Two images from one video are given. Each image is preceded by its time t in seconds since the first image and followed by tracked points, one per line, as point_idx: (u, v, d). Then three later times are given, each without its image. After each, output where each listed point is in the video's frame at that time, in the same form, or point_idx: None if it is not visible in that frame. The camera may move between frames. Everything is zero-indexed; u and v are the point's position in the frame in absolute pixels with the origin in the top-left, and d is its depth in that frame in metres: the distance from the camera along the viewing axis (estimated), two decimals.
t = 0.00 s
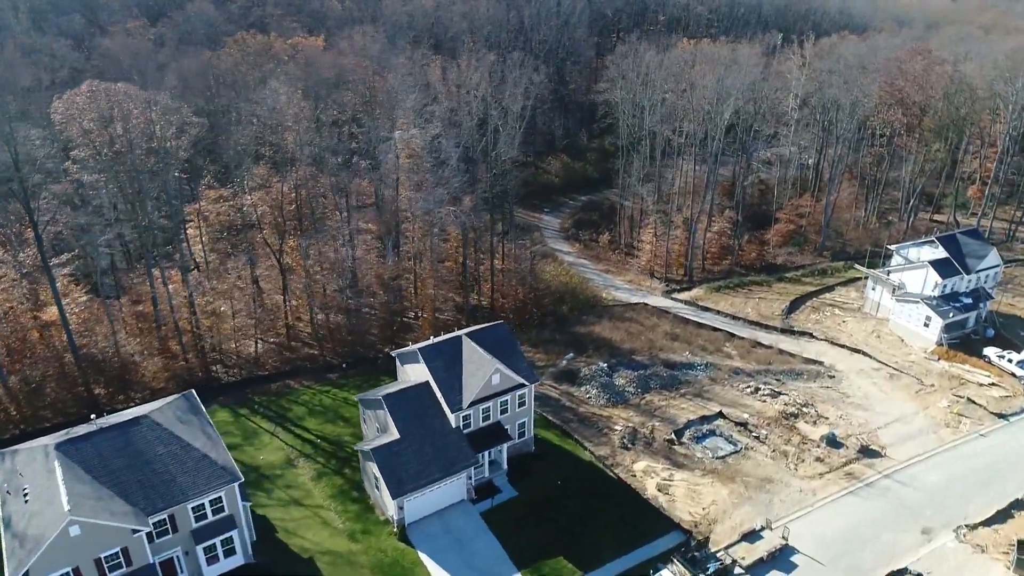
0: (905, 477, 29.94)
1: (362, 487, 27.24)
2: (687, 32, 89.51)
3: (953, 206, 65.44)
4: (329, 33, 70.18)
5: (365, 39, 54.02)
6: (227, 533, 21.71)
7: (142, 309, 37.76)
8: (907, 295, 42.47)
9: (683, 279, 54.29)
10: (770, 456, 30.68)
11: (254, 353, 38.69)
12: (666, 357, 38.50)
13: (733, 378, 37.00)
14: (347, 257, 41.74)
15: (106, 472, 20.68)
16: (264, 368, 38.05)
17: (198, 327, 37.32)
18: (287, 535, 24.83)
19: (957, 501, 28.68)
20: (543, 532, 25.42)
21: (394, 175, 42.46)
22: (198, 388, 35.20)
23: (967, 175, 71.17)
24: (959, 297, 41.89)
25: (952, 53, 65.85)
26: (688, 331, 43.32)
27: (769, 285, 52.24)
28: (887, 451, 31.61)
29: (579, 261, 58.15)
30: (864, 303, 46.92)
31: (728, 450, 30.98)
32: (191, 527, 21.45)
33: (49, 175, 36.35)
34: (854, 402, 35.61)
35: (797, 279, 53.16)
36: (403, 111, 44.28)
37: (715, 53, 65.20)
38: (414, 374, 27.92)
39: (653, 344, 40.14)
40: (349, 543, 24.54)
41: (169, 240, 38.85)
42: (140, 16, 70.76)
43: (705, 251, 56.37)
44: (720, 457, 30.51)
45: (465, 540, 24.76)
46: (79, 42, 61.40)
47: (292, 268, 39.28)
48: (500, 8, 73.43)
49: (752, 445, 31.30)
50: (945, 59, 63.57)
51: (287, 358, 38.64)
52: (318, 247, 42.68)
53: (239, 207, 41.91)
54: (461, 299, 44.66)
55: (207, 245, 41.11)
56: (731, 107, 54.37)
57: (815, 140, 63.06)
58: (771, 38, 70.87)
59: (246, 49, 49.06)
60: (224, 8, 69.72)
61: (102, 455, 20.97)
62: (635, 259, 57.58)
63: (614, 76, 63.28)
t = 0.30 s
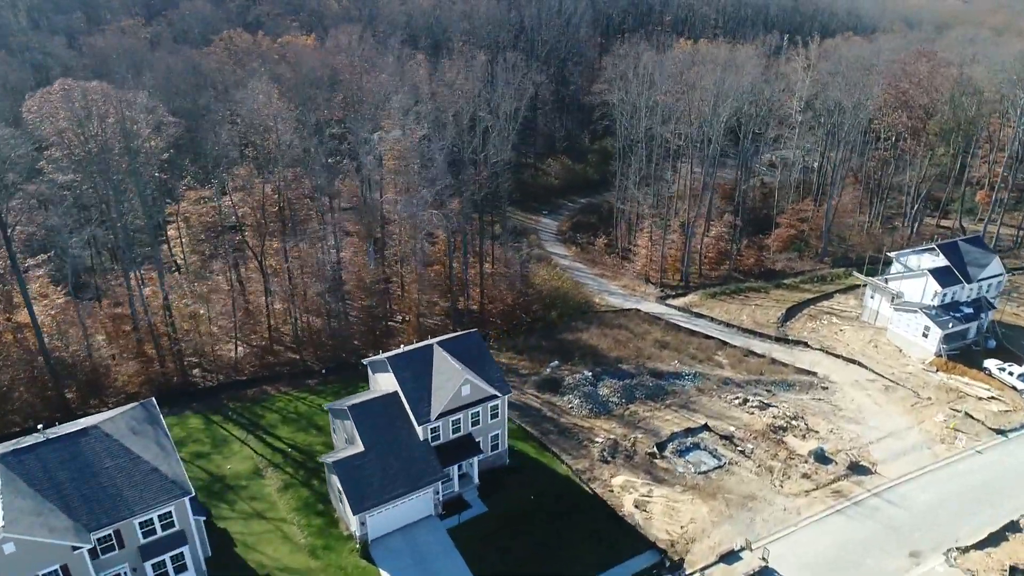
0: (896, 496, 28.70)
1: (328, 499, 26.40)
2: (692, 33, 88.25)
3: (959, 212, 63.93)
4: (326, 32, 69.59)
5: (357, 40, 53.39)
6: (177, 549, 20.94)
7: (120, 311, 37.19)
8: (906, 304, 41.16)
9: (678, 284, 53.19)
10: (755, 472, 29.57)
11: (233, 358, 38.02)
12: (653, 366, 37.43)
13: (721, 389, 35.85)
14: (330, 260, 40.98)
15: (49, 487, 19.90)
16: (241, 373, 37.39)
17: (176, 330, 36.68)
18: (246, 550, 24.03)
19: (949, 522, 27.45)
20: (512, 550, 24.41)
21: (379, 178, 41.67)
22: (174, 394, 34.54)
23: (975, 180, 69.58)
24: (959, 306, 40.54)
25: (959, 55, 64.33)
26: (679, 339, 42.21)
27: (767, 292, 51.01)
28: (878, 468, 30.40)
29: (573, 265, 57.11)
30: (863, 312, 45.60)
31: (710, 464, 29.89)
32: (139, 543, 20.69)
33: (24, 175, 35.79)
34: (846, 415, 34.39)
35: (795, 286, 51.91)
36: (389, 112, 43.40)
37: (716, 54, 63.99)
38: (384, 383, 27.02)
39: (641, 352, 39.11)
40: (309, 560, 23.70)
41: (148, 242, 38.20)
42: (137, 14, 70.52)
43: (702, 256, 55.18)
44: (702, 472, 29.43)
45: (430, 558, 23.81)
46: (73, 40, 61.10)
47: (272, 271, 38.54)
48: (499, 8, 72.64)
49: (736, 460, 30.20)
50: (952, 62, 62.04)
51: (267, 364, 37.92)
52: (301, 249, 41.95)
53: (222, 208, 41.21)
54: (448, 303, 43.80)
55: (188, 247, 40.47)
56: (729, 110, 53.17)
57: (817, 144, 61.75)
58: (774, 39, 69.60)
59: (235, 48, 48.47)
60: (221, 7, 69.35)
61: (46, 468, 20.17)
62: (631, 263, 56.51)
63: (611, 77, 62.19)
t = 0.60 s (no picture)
0: (883, 512, 27.66)
1: (293, 511, 25.62)
2: (692, 33, 87.16)
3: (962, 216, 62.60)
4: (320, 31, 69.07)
5: (347, 39, 52.71)
6: (124, 564, 20.30)
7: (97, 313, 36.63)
8: (902, 311, 40.04)
9: (672, 289, 52.22)
10: (737, 485, 28.61)
11: (211, 361, 37.38)
12: (639, 373, 36.51)
13: (708, 398, 34.86)
14: (312, 263, 40.24)
15: None
16: (218, 377, 36.69)
17: (152, 333, 36.06)
18: (204, 564, 23.30)
19: (938, 539, 26.38)
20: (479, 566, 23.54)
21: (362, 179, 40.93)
22: (147, 398, 33.93)
23: (980, 183, 68.16)
24: (956, 314, 39.37)
25: (963, 56, 63.03)
26: (668, 345, 41.23)
27: (762, 297, 49.93)
28: (866, 482, 29.37)
29: (566, 268, 56.16)
30: (858, 318, 44.49)
31: (692, 477, 28.94)
32: (86, 557, 20.04)
33: None
34: (836, 426, 33.34)
35: (791, 291, 50.83)
36: (373, 111, 42.64)
37: (713, 54, 62.96)
38: (351, 391, 26.18)
39: (628, 359, 38.19)
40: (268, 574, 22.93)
41: (126, 243, 37.62)
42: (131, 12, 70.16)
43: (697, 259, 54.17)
44: (682, 485, 28.50)
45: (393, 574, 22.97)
46: (63, 38, 60.76)
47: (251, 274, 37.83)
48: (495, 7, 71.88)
49: (719, 472, 29.24)
50: (954, 62, 60.74)
51: (245, 368, 37.25)
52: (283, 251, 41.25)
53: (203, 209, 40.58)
54: (433, 307, 43.00)
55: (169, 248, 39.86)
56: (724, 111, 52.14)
57: (815, 146, 60.61)
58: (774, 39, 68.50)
59: (221, 47, 47.90)
60: (215, 6, 68.95)
61: None
62: (624, 266, 55.56)
63: (607, 77, 61.30)
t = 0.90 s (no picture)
0: (867, 527, 26.71)
1: (255, 522, 24.90)
2: (692, 33, 86.20)
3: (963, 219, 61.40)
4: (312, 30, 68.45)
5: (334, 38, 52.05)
6: None
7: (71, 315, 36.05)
8: (895, 317, 39.06)
9: (663, 293, 51.33)
10: (717, 498, 27.73)
11: (187, 365, 36.73)
12: (622, 380, 35.66)
13: (692, 406, 33.98)
14: (291, 265, 39.53)
15: None
16: (194, 381, 36.06)
17: (126, 337, 35.45)
18: None
19: (923, 556, 25.41)
20: None
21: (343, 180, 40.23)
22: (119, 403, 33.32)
23: (982, 185, 66.98)
24: (951, 321, 38.38)
25: (963, 56, 61.90)
26: (655, 351, 40.34)
27: (754, 301, 48.97)
28: (851, 496, 28.43)
29: (558, 270, 55.28)
30: (851, 324, 43.49)
31: (670, 488, 28.09)
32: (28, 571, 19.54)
33: None
34: (823, 436, 32.40)
35: (785, 295, 49.85)
36: (355, 111, 41.92)
37: (708, 54, 62.04)
38: (316, 399, 25.40)
39: (612, 365, 37.35)
40: None
41: (101, 245, 37.04)
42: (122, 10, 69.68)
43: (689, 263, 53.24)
44: (660, 497, 27.65)
45: None
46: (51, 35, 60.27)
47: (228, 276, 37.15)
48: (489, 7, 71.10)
49: (698, 484, 28.36)
50: (954, 63, 59.60)
51: (221, 372, 36.59)
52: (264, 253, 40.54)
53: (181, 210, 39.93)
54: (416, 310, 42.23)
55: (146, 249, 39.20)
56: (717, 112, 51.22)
57: (812, 148, 59.61)
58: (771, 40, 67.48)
59: (205, 46, 47.29)
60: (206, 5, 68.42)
61: None
62: (616, 269, 54.69)
63: (600, 78, 60.48)
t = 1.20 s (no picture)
0: (845, 542, 25.75)
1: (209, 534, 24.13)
2: (688, 32, 85.22)
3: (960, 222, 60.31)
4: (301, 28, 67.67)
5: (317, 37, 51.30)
6: None
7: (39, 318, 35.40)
8: (883, 323, 38.09)
9: (650, 296, 50.46)
10: (690, 510, 26.83)
11: (157, 369, 36.03)
12: (601, 387, 34.81)
13: (671, 414, 33.10)
14: (265, 268, 38.78)
15: None
16: (164, 385, 35.35)
17: (93, 340, 34.77)
18: None
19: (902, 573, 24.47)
20: None
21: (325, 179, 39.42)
22: (84, 408, 32.64)
23: (981, 188, 65.85)
24: (940, 327, 37.41)
25: (960, 56, 60.71)
26: (637, 356, 39.45)
27: (743, 305, 48.05)
28: (829, 509, 27.50)
29: (545, 273, 54.45)
30: (840, 329, 42.53)
31: (642, 500, 27.22)
32: None
33: None
34: (804, 446, 31.48)
35: (774, 299, 48.91)
36: (333, 111, 41.17)
37: (701, 54, 61.07)
38: (274, 407, 24.60)
39: (591, 371, 36.48)
40: None
41: (70, 246, 36.33)
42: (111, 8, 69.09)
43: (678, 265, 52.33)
44: (631, 509, 26.78)
45: None
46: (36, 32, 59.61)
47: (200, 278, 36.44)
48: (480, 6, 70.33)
49: (671, 496, 27.49)
50: (950, 63, 58.51)
51: (191, 376, 35.85)
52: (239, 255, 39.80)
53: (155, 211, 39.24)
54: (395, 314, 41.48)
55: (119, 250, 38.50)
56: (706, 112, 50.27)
57: (805, 148, 58.57)
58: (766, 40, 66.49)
59: (185, 45, 46.68)
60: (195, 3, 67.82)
61: None
62: (604, 272, 53.85)
63: (590, 77, 59.61)
